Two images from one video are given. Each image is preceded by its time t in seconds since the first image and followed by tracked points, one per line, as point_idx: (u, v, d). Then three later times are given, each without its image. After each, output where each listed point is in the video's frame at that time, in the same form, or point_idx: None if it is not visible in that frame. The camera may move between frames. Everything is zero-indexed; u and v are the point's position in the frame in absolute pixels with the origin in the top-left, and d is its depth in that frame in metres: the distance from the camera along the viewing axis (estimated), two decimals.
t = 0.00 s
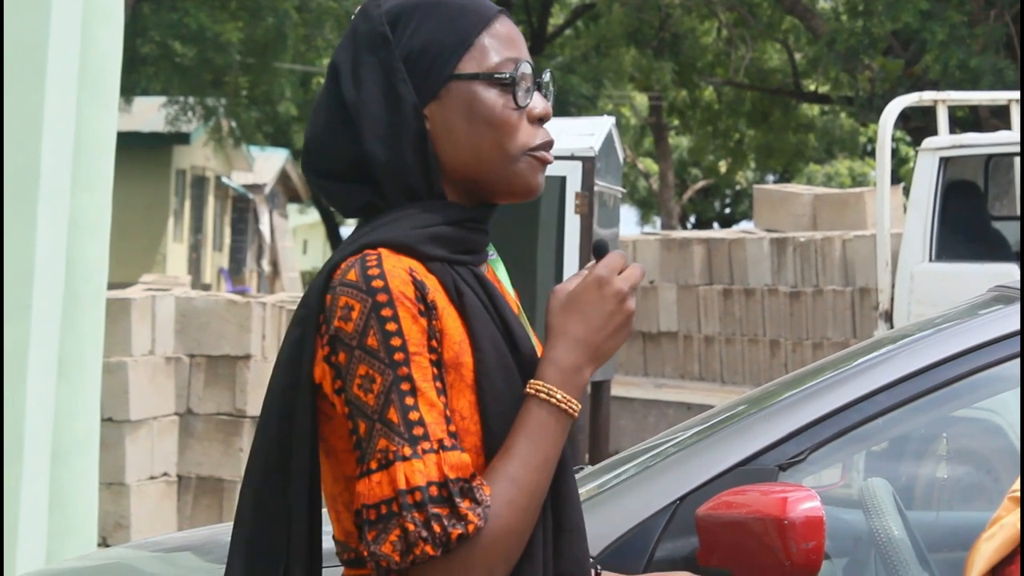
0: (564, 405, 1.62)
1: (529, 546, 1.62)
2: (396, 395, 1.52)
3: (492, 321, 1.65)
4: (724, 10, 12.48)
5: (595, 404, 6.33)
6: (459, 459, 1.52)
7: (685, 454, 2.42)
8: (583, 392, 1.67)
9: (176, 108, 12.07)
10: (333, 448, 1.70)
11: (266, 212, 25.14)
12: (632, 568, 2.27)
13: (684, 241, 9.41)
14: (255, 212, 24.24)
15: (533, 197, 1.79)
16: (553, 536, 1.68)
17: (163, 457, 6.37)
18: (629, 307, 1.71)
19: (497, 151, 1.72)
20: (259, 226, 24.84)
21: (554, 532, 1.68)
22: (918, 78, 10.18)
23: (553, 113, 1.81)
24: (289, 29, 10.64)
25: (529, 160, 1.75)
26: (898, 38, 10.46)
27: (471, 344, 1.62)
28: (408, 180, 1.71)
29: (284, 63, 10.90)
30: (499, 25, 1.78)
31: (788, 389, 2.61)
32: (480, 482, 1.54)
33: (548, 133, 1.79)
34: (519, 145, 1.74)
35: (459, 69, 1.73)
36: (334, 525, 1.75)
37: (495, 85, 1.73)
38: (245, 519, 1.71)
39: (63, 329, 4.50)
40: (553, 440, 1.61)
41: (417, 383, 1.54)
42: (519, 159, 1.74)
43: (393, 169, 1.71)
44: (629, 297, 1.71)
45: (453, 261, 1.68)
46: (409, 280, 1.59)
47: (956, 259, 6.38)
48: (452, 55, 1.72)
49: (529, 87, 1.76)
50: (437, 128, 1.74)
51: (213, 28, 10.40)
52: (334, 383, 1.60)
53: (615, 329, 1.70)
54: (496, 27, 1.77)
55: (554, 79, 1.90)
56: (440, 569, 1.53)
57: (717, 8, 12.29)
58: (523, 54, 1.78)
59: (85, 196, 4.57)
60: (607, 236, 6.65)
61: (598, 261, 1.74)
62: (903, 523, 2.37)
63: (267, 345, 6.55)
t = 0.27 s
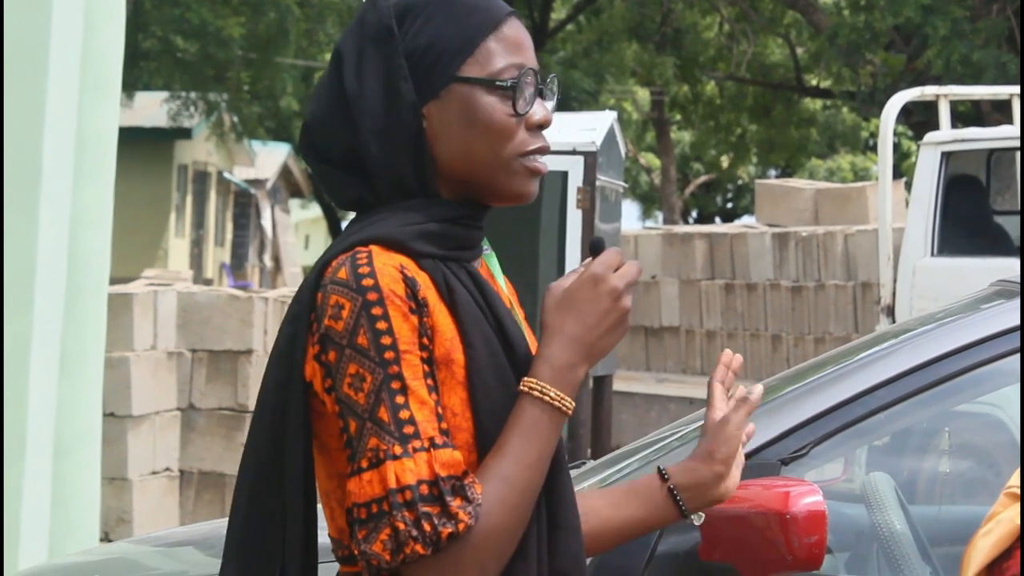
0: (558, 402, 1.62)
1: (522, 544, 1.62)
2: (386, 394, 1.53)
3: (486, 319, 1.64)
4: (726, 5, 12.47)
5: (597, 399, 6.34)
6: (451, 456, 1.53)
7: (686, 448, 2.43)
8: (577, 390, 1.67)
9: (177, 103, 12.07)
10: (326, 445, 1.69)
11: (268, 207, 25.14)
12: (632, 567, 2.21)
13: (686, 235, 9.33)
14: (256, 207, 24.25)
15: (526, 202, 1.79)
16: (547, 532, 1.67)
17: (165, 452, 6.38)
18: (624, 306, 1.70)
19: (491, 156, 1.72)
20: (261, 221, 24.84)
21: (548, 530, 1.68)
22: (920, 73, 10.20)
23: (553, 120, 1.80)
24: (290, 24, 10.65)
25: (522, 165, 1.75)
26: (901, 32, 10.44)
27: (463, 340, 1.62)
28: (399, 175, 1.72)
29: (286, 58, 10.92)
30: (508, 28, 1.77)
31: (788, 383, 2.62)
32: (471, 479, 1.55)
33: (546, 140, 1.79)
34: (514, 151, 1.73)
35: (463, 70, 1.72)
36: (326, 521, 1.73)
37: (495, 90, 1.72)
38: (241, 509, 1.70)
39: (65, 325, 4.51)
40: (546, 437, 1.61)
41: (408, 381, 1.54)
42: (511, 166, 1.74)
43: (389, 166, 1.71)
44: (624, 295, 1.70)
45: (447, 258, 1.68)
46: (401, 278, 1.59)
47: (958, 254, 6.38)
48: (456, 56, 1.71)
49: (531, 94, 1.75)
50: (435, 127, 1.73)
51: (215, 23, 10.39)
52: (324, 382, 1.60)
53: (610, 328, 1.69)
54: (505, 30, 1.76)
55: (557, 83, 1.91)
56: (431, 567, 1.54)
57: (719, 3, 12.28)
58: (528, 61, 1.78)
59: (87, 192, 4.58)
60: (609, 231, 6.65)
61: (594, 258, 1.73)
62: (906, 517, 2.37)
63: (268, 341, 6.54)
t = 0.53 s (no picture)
0: (542, 411, 1.58)
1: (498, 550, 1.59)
2: (359, 395, 1.50)
3: (473, 321, 1.60)
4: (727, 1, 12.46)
5: (598, 395, 6.33)
6: (423, 460, 1.50)
7: (686, 445, 2.43)
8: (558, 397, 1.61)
9: (178, 99, 12.06)
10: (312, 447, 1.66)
11: (269, 203, 25.13)
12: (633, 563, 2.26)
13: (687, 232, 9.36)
14: (257, 203, 24.24)
15: (531, 201, 1.73)
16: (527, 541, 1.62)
17: (167, 448, 6.38)
18: (612, 311, 1.64)
19: (492, 154, 1.67)
20: (262, 217, 24.83)
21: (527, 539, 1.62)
22: (921, 68, 10.18)
23: (559, 116, 1.74)
24: (291, 19, 10.67)
25: (524, 163, 1.69)
26: (901, 28, 10.44)
27: (446, 343, 1.58)
28: (398, 170, 1.69)
29: (286, 53, 10.97)
30: (513, 22, 1.72)
31: (790, 380, 2.62)
32: (444, 483, 1.51)
33: (552, 137, 1.73)
34: (515, 148, 1.68)
35: (462, 66, 1.67)
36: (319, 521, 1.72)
37: (495, 86, 1.67)
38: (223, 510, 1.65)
39: (66, 321, 4.51)
40: (524, 443, 1.56)
41: (383, 383, 1.51)
42: (514, 164, 1.68)
43: (390, 162, 1.69)
44: (612, 301, 1.64)
45: (436, 258, 1.63)
46: (379, 279, 1.55)
47: (959, 249, 6.37)
48: (455, 52, 1.67)
49: (534, 90, 1.70)
50: (434, 124, 1.69)
51: (216, 19, 10.37)
52: (304, 380, 1.58)
53: (595, 334, 1.64)
54: (509, 25, 1.71)
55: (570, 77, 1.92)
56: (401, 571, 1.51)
57: None
58: (533, 56, 1.72)
59: (87, 189, 4.57)
60: (610, 227, 6.65)
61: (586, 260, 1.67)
62: (907, 513, 2.38)
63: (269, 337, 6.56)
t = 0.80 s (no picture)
0: (546, 413, 1.56)
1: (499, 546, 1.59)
2: (363, 388, 1.50)
3: (483, 318, 1.60)
4: None
5: (599, 393, 6.33)
6: (425, 455, 1.49)
7: (686, 443, 2.42)
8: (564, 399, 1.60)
9: (179, 97, 12.06)
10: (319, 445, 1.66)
11: (269, 201, 25.13)
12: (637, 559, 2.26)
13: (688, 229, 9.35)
14: (258, 201, 24.24)
15: (548, 198, 1.73)
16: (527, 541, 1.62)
17: (168, 446, 6.38)
18: (620, 315, 1.63)
19: (505, 151, 1.67)
20: (263, 216, 24.83)
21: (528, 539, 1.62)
22: (922, 66, 10.22)
23: (574, 114, 1.74)
24: (292, 18, 10.69)
25: (538, 161, 1.69)
26: (902, 25, 10.43)
27: (454, 340, 1.57)
28: (414, 167, 1.68)
29: (286, 51, 11.11)
30: (529, 20, 1.71)
31: (791, 377, 2.61)
32: (443, 479, 1.51)
33: (567, 134, 1.73)
34: (528, 146, 1.68)
35: (476, 63, 1.67)
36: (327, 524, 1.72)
37: (508, 83, 1.67)
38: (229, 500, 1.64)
39: (67, 319, 4.51)
40: (524, 443, 1.55)
41: (387, 377, 1.51)
42: (530, 161, 1.68)
43: (403, 157, 1.68)
44: (620, 305, 1.63)
45: (449, 256, 1.63)
46: (389, 274, 1.55)
47: (960, 247, 6.37)
48: (469, 48, 1.67)
49: (549, 87, 1.70)
50: (448, 122, 1.69)
51: (216, 18, 10.33)
52: (312, 371, 1.58)
53: (602, 337, 1.64)
54: (525, 22, 1.71)
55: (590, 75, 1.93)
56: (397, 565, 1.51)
57: None
58: (549, 54, 1.72)
59: (89, 187, 4.57)
60: (610, 225, 6.64)
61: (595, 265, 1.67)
62: (908, 510, 2.37)
63: (270, 335, 6.56)
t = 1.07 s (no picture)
0: (569, 402, 1.56)
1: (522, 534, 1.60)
2: (387, 374, 1.51)
3: (507, 309, 1.61)
4: None
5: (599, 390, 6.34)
6: (448, 443, 1.50)
7: (686, 440, 2.42)
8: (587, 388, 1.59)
9: (179, 95, 12.07)
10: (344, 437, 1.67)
11: (269, 199, 25.12)
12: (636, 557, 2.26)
13: (688, 228, 9.36)
14: (258, 199, 24.24)
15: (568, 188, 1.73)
16: (551, 528, 1.62)
17: (168, 444, 6.39)
18: (642, 306, 1.61)
19: (523, 140, 1.68)
20: (263, 213, 24.81)
21: (553, 527, 1.63)
22: (921, 64, 10.25)
23: (591, 100, 1.74)
24: (292, 15, 10.72)
25: (555, 149, 1.69)
26: (902, 23, 10.43)
27: (478, 330, 1.58)
28: (440, 160, 1.68)
29: (286, 49, 11.10)
30: (541, 10, 1.72)
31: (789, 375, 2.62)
32: (466, 466, 1.52)
33: (583, 123, 1.73)
34: (544, 133, 1.68)
35: (489, 55, 1.68)
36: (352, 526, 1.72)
37: (523, 72, 1.68)
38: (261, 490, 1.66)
39: (66, 316, 4.50)
40: (549, 431, 1.55)
41: (411, 365, 1.52)
42: (547, 149, 1.69)
43: (424, 153, 1.68)
44: (642, 296, 1.61)
45: (473, 246, 1.64)
46: (413, 263, 1.56)
47: (959, 245, 6.37)
48: (481, 41, 1.68)
49: (563, 75, 1.70)
50: (467, 114, 1.70)
51: (216, 15, 10.34)
52: (337, 359, 1.60)
53: (623, 329, 1.61)
54: (537, 13, 1.72)
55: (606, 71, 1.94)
56: (421, 550, 1.53)
57: None
58: (562, 44, 1.72)
59: (89, 185, 4.57)
60: (610, 223, 6.65)
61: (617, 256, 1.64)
62: (907, 508, 2.38)
63: (270, 333, 6.56)
